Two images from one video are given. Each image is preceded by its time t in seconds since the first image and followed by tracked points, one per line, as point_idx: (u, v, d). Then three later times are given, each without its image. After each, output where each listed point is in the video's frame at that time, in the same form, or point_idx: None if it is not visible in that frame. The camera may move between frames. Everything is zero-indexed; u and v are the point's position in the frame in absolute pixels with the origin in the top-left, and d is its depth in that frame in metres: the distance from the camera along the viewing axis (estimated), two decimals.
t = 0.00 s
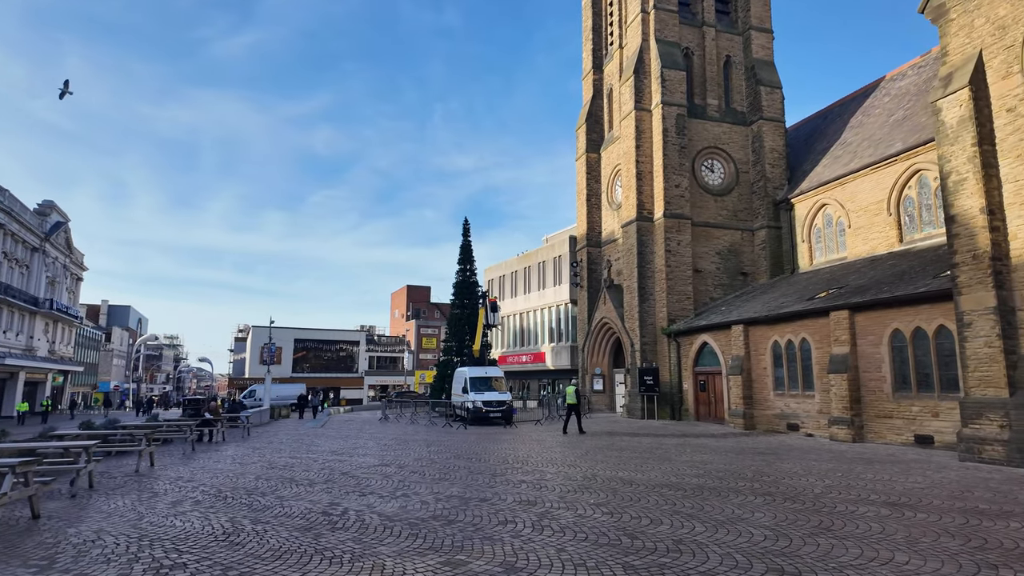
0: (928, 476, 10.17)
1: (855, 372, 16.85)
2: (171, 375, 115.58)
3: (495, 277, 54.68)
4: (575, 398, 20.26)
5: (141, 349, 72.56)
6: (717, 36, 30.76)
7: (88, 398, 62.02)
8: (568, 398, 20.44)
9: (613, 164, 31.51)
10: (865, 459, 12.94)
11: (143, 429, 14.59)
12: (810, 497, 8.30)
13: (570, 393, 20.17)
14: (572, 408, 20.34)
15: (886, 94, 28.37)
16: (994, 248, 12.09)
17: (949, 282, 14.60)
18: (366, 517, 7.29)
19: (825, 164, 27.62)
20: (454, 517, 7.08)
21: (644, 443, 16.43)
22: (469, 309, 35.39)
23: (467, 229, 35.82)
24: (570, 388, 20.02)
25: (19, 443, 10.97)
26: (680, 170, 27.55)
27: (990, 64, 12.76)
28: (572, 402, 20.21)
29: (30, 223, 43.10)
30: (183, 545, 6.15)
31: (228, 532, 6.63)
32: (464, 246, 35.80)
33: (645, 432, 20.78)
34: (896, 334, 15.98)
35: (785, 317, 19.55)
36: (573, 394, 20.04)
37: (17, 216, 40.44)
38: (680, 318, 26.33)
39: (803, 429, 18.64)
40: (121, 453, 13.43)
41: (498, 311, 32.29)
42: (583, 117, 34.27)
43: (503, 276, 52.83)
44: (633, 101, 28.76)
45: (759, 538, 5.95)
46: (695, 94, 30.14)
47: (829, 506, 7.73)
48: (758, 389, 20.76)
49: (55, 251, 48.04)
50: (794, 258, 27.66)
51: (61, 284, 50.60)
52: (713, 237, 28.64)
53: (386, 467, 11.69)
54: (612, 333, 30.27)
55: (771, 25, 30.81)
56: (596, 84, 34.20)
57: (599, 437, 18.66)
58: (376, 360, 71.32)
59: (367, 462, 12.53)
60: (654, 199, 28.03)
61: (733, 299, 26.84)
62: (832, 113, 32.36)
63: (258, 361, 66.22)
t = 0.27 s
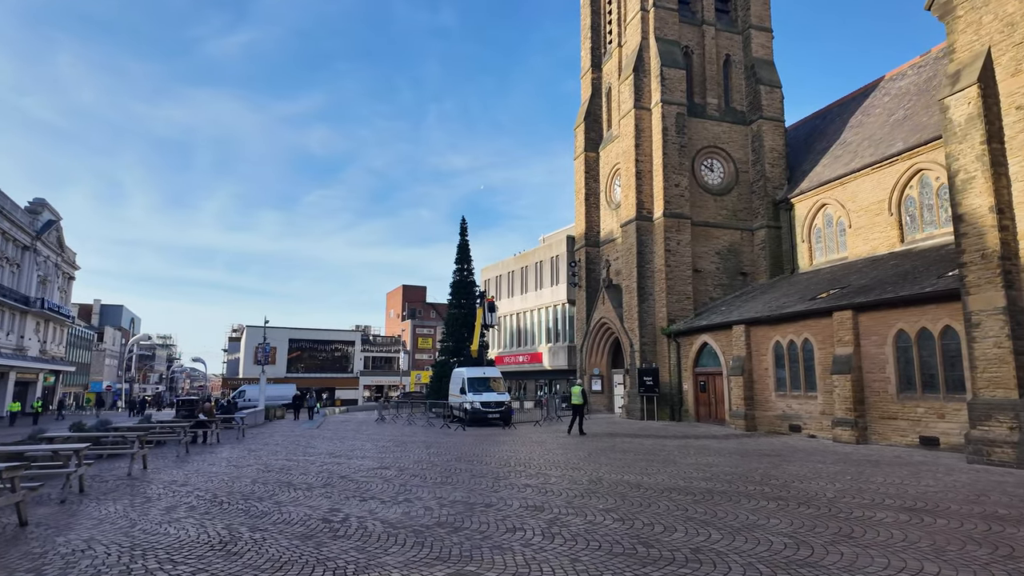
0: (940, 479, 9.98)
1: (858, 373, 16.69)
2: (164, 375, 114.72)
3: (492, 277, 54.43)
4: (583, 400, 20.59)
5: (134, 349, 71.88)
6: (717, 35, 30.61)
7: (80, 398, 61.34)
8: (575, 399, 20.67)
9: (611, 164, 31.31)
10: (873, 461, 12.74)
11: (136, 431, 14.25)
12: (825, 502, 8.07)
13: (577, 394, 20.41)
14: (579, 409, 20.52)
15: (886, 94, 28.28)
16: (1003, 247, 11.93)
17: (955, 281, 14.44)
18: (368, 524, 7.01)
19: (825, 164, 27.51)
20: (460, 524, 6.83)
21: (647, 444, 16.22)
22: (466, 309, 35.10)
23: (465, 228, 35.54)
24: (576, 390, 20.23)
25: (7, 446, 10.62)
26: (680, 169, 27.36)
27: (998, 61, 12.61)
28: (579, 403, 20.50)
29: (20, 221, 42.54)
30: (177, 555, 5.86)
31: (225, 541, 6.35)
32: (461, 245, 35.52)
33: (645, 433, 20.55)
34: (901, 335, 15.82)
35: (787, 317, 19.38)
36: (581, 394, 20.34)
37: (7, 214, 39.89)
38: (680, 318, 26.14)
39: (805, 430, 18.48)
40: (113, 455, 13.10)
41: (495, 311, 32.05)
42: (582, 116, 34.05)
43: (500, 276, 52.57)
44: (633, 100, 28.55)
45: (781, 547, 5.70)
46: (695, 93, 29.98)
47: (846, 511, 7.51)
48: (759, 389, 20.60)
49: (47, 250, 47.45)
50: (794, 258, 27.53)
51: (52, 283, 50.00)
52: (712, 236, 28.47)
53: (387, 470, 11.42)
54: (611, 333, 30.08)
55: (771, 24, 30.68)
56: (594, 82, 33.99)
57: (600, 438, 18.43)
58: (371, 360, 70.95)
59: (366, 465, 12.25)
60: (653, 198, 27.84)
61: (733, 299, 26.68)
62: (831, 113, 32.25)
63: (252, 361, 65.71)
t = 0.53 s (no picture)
0: (952, 479, 9.78)
1: (862, 371, 16.52)
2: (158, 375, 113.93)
3: (489, 276, 54.14)
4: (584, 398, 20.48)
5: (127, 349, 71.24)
6: (716, 32, 30.43)
7: (72, 398, 60.70)
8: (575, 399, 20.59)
9: (610, 161, 31.09)
10: (880, 460, 12.54)
11: (128, 431, 13.91)
12: (839, 502, 7.85)
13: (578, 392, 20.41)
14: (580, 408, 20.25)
15: (885, 92, 28.17)
16: (1013, 243, 11.76)
17: (961, 278, 14.28)
18: (369, 526, 6.74)
19: (825, 162, 27.38)
20: (465, 526, 6.57)
21: (649, 444, 15.98)
22: (464, 308, 34.82)
23: (462, 226, 35.25)
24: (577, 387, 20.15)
25: None
26: (680, 166, 27.17)
27: (1007, 54, 12.44)
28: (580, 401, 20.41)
29: (11, 218, 41.99)
30: (170, 560, 5.57)
31: (220, 545, 6.06)
32: (459, 243, 35.24)
33: (646, 433, 20.32)
34: (906, 333, 15.65)
35: (789, 316, 19.20)
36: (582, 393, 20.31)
37: None
38: (679, 317, 25.94)
39: (808, 430, 18.30)
40: (104, 455, 12.77)
41: (493, 310, 31.86)
42: (580, 114, 33.83)
43: (497, 275, 52.30)
44: (632, 97, 28.35)
45: (803, 550, 5.46)
46: (694, 90, 29.80)
47: (863, 512, 7.28)
48: (761, 388, 20.41)
49: (38, 248, 46.87)
50: (794, 256, 27.38)
51: (44, 282, 49.44)
52: (712, 235, 28.28)
53: (386, 471, 11.14)
54: (609, 332, 29.87)
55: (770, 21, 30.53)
56: (593, 80, 33.77)
57: (601, 438, 18.19)
58: (366, 360, 70.55)
59: (365, 465, 11.97)
60: (653, 196, 27.63)
61: (733, 298, 26.49)
62: (830, 111, 32.14)
63: (246, 361, 65.21)
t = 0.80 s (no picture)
0: (968, 481, 9.54)
1: (869, 371, 16.29)
2: (154, 375, 113.37)
3: (487, 275, 53.87)
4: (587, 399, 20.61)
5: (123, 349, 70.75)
6: (717, 29, 30.20)
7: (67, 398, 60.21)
8: (579, 400, 20.76)
9: (611, 159, 30.84)
10: (891, 461, 12.30)
11: (122, 432, 13.57)
12: (857, 506, 7.60)
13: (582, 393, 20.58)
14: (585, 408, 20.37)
15: (888, 90, 27.97)
16: None
17: (972, 276, 14.05)
18: (373, 533, 6.45)
19: (828, 160, 27.17)
20: (473, 533, 6.28)
21: (653, 444, 15.73)
22: (463, 307, 34.54)
23: (462, 225, 34.94)
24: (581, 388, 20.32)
25: None
26: (682, 164, 26.93)
27: (1020, 48, 12.21)
28: (585, 402, 20.56)
29: (6, 217, 41.56)
30: (164, 571, 5.27)
31: (217, 554, 5.76)
32: (458, 242, 34.95)
33: (649, 433, 20.07)
34: (914, 332, 15.43)
35: (794, 315, 18.97)
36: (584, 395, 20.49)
37: None
38: (681, 316, 25.69)
39: (813, 430, 18.07)
40: (98, 457, 12.46)
41: (493, 309, 31.86)
42: (581, 111, 33.56)
43: (496, 274, 52.02)
44: (633, 94, 28.10)
45: (831, 560, 5.20)
46: (695, 88, 29.57)
47: (884, 517, 7.02)
48: (765, 388, 20.18)
49: (33, 247, 46.43)
50: (796, 255, 27.17)
51: (39, 281, 49.01)
52: (714, 233, 28.04)
53: (387, 473, 10.86)
54: (610, 332, 29.62)
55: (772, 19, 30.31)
56: (593, 77, 33.51)
57: (604, 439, 17.93)
58: (364, 360, 70.20)
59: (365, 467, 11.68)
60: (654, 194, 27.38)
61: (735, 297, 26.26)
62: (832, 109, 31.94)
63: (243, 361, 64.79)
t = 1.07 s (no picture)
0: (988, 484, 9.30)
1: (878, 371, 16.08)
2: (153, 375, 113.04)
3: (487, 275, 53.64)
4: (595, 399, 21.37)
5: (122, 349, 70.45)
6: (721, 26, 29.97)
7: (65, 398, 59.88)
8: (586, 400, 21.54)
9: (614, 158, 30.61)
10: (905, 462, 12.06)
11: (120, 433, 13.26)
12: (879, 510, 7.36)
13: (590, 393, 21.37)
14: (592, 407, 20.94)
15: (893, 87, 27.77)
16: None
17: (984, 275, 13.84)
18: (381, 539, 6.19)
19: (833, 158, 26.96)
20: (485, 539, 6.03)
21: (660, 446, 15.49)
22: (465, 307, 34.28)
23: (462, 224, 34.66)
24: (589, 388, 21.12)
25: None
26: (685, 163, 26.72)
27: None
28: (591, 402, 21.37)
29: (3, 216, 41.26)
30: None
31: (219, 561, 5.51)
32: (459, 241, 34.67)
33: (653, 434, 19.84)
34: (925, 331, 15.21)
35: (801, 314, 18.75)
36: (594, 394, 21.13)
37: None
38: (685, 315, 25.46)
39: (821, 431, 17.85)
40: (95, 459, 12.20)
41: (494, 309, 31.37)
42: (583, 109, 33.33)
43: (496, 274, 51.79)
44: (636, 92, 27.87)
45: (862, 569, 4.98)
46: (699, 86, 29.34)
47: (910, 521, 6.78)
48: (771, 388, 19.97)
49: (31, 246, 46.09)
50: (801, 254, 26.96)
51: (37, 281, 48.73)
52: (718, 232, 27.81)
53: (391, 475, 10.62)
54: (613, 331, 29.39)
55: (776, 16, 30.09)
56: (595, 75, 33.27)
57: (610, 440, 17.68)
58: (364, 360, 69.94)
59: (369, 469, 11.44)
60: (658, 192, 27.14)
61: (739, 296, 26.04)
62: (836, 108, 31.73)
63: (242, 361, 64.49)
